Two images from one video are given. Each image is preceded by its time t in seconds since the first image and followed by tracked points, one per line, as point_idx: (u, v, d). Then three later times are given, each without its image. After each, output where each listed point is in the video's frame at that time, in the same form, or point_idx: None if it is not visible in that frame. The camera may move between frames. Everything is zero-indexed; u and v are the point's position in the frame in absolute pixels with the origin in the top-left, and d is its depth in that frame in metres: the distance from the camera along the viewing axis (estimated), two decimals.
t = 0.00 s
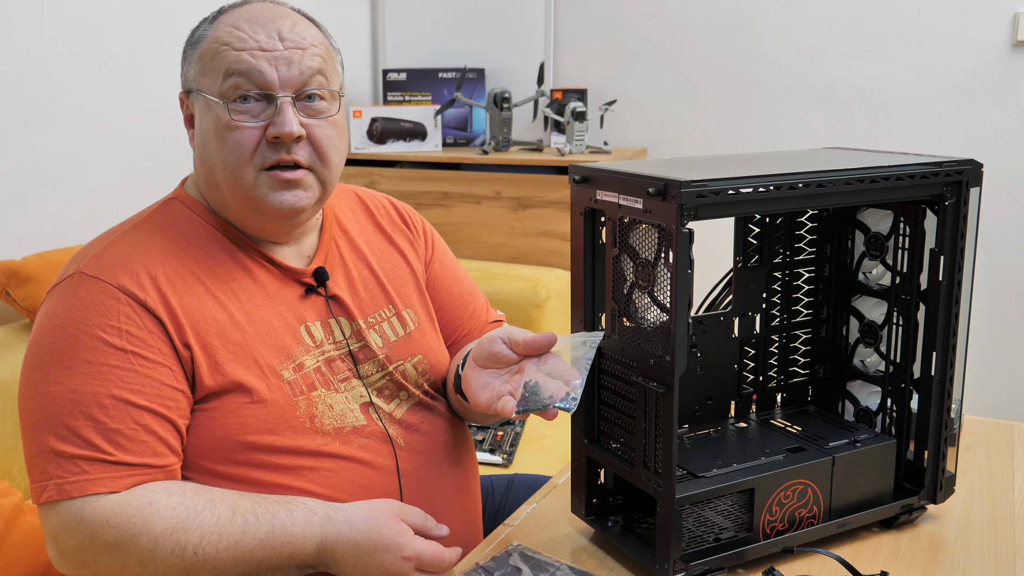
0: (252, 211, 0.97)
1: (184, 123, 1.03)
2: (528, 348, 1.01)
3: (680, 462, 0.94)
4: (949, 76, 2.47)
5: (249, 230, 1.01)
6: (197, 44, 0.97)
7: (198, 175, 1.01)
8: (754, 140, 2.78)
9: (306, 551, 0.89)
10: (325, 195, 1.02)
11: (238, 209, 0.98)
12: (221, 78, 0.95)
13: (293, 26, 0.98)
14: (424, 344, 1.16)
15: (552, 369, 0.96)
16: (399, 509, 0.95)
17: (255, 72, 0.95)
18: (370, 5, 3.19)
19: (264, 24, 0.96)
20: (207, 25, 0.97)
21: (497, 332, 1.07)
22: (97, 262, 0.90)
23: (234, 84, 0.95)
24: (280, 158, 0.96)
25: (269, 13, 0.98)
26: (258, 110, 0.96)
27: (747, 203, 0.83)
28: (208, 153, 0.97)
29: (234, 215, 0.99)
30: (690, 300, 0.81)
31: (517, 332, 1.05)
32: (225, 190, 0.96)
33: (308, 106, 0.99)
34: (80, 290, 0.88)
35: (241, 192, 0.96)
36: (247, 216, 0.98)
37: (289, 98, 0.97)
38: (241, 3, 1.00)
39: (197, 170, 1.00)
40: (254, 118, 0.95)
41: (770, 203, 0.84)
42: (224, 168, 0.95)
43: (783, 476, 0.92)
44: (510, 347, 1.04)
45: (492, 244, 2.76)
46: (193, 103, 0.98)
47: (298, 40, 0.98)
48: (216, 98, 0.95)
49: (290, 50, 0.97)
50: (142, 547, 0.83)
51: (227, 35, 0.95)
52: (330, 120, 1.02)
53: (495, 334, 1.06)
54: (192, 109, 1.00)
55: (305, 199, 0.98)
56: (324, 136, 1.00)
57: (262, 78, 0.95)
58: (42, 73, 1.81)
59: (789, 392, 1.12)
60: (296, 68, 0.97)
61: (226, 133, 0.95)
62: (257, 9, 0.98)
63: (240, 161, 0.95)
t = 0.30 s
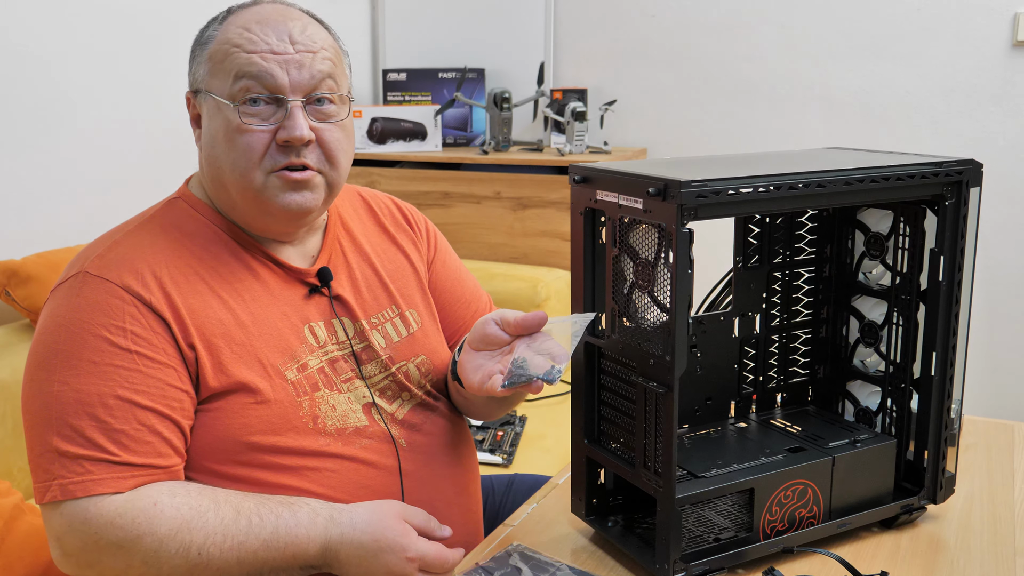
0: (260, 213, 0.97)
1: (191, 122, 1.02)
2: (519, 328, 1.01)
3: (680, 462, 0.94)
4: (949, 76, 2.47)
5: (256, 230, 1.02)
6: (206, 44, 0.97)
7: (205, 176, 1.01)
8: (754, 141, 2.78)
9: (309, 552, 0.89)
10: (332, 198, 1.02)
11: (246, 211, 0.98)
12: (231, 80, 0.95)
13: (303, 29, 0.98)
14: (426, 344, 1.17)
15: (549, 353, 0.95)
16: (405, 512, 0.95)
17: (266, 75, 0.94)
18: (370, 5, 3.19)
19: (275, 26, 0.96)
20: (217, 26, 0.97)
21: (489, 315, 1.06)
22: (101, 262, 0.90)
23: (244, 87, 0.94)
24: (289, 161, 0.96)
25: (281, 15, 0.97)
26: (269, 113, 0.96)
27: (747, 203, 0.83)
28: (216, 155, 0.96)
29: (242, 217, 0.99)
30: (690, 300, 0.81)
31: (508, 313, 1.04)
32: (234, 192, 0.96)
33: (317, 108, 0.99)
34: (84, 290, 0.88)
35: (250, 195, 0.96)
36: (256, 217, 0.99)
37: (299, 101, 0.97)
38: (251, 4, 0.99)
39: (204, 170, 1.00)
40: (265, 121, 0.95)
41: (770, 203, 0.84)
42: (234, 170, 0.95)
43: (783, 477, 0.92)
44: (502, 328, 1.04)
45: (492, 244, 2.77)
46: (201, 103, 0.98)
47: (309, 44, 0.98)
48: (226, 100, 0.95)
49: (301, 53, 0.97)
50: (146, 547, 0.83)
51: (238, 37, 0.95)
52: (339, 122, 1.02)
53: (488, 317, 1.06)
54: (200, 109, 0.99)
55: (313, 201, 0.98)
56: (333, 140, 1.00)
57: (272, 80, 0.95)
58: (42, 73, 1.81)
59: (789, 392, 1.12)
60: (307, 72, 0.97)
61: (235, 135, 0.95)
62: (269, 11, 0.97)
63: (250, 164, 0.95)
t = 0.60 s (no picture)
0: (262, 215, 0.97)
1: (192, 124, 1.03)
2: (530, 335, 1.01)
3: (680, 462, 0.94)
4: (949, 76, 2.47)
5: (257, 232, 1.02)
6: (209, 46, 0.97)
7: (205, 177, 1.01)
8: (754, 140, 2.78)
9: (308, 554, 0.89)
10: (333, 201, 1.02)
11: (247, 214, 0.98)
12: (234, 83, 0.95)
13: (306, 33, 0.98)
14: (426, 345, 1.16)
15: (556, 364, 0.94)
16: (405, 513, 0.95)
17: (269, 79, 0.94)
18: (370, 5, 3.18)
19: (279, 30, 0.96)
20: (220, 28, 0.97)
21: (501, 319, 1.06)
22: (101, 263, 0.90)
23: (247, 90, 0.94)
24: (291, 165, 0.96)
25: (283, 19, 0.97)
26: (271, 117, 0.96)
27: (747, 204, 0.83)
28: (217, 157, 0.96)
29: (243, 218, 0.99)
30: (690, 300, 0.81)
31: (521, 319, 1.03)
32: (235, 195, 0.96)
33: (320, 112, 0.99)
34: (84, 291, 0.88)
35: (251, 198, 0.96)
36: (256, 219, 0.99)
37: (302, 105, 0.97)
38: (253, 7, 0.99)
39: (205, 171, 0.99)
40: (266, 125, 0.95)
41: (770, 203, 0.84)
42: (234, 173, 0.95)
43: (783, 476, 0.92)
44: (513, 332, 1.04)
45: (492, 244, 2.77)
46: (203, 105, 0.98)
47: (312, 47, 0.98)
48: (228, 104, 0.95)
49: (304, 57, 0.97)
50: (145, 550, 0.83)
51: (241, 40, 0.95)
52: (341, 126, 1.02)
53: (500, 322, 1.05)
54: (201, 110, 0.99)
55: (313, 205, 0.98)
56: (335, 144, 1.00)
57: (275, 85, 0.95)
58: (41, 73, 1.81)
59: (789, 392, 1.12)
60: (309, 76, 0.97)
61: (237, 138, 0.94)
62: (271, 14, 0.97)
63: (250, 167, 0.95)
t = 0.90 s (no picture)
0: (315, 234, 0.98)
1: (212, 141, 0.94)
2: (536, 413, 0.99)
3: (681, 462, 0.94)
4: (949, 75, 2.47)
5: (287, 243, 1.01)
6: (252, 72, 0.90)
7: (237, 197, 0.96)
8: (754, 141, 2.78)
9: (304, 556, 0.89)
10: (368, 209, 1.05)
11: (295, 233, 0.98)
12: (298, 113, 0.90)
13: (348, 54, 0.96)
14: (425, 344, 1.16)
15: (551, 439, 0.96)
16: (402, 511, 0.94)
17: (336, 110, 0.92)
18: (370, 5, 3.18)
19: (327, 52, 0.92)
20: (262, 52, 0.90)
21: (510, 387, 1.06)
22: (94, 271, 0.90)
23: (313, 120, 0.91)
24: (349, 187, 0.97)
25: (324, 41, 0.94)
26: (333, 144, 0.94)
27: (747, 204, 0.83)
28: (270, 186, 0.92)
29: (286, 236, 0.99)
30: (690, 301, 0.81)
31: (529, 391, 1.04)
32: (292, 220, 0.95)
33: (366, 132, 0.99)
34: (77, 299, 0.88)
35: (311, 223, 0.96)
36: (304, 236, 0.99)
37: (357, 128, 0.96)
38: (282, 24, 0.93)
39: (242, 195, 0.95)
40: (330, 152, 0.93)
41: (770, 203, 0.84)
42: (298, 202, 0.93)
43: (784, 476, 0.92)
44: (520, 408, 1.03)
45: (492, 244, 2.76)
46: (245, 130, 0.91)
47: (356, 69, 0.96)
48: (290, 134, 0.91)
49: (355, 81, 0.95)
50: (142, 555, 0.83)
51: (297, 68, 0.90)
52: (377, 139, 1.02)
53: (507, 390, 1.05)
54: (236, 133, 0.92)
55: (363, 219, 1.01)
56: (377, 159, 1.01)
57: (339, 113, 0.93)
58: (43, 73, 1.81)
59: (789, 392, 1.12)
60: (362, 100, 0.96)
61: (302, 169, 0.92)
62: (310, 36, 0.93)
63: (316, 195, 0.94)
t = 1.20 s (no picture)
0: (329, 245, 0.98)
1: (228, 157, 0.92)
2: (523, 431, 0.99)
3: (681, 462, 0.94)
4: (949, 75, 2.47)
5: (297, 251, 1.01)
6: (274, 91, 0.89)
7: (251, 210, 0.95)
8: (754, 141, 2.78)
9: (339, 503, 0.89)
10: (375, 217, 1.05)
11: (310, 246, 0.98)
12: (320, 132, 0.90)
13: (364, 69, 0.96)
14: (426, 344, 1.16)
15: (537, 458, 0.95)
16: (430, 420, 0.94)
17: (357, 128, 0.92)
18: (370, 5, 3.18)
19: (348, 70, 0.93)
20: (285, 70, 0.90)
21: (496, 405, 1.06)
22: (101, 273, 0.90)
23: (335, 139, 0.91)
24: (365, 201, 0.98)
25: (343, 56, 0.94)
26: (353, 160, 0.94)
27: (747, 203, 0.83)
28: (290, 203, 0.92)
29: (299, 246, 0.98)
30: (690, 301, 0.81)
31: (516, 409, 1.05)
32: (310, 235, 0.96)
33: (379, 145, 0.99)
34: (89, 300, 0.87)
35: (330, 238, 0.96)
36: (316, 247, 0.99)
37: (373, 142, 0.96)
38: (300, 40, 0.93)
39: (257, 209, 0.94)
40: (349, 169, 0.94)
41: (770, 202, 0.84)
42: (317, 218, 0.93)
43: (783, 476, 0.92)
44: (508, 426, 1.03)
45: (492, 244, 2.76)
46: (264, 148, 0.90)
47: (372, 83, 0.96)
48: (313, 153, 0.90)
49: (372, 96, 0.95)
50: (185, 534, 0.84)
51: (321, 87, 0.90)
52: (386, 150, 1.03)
53: (495, 408, 1.05)
54: (255, 150, 0.91)
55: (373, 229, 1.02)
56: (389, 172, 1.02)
57: (360, 130, 0.93)
58: (43, 73, 1.81)
59: (789, 392, 1.12)
60: (378, 115, 0.96)
61: (323, 187, 0.92)
62: (330, 52, 0.93)
63: (335, 212, 0.94)
